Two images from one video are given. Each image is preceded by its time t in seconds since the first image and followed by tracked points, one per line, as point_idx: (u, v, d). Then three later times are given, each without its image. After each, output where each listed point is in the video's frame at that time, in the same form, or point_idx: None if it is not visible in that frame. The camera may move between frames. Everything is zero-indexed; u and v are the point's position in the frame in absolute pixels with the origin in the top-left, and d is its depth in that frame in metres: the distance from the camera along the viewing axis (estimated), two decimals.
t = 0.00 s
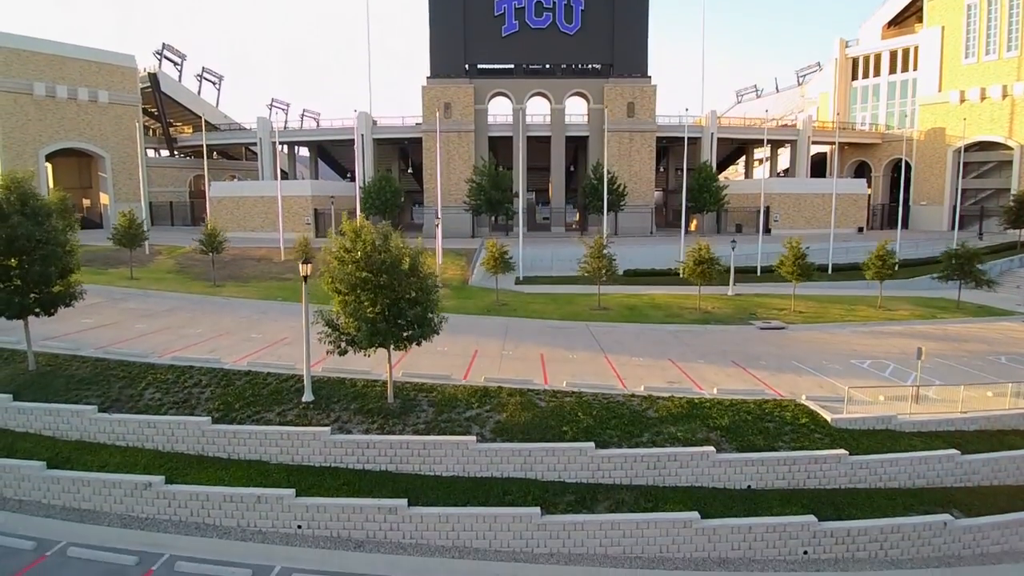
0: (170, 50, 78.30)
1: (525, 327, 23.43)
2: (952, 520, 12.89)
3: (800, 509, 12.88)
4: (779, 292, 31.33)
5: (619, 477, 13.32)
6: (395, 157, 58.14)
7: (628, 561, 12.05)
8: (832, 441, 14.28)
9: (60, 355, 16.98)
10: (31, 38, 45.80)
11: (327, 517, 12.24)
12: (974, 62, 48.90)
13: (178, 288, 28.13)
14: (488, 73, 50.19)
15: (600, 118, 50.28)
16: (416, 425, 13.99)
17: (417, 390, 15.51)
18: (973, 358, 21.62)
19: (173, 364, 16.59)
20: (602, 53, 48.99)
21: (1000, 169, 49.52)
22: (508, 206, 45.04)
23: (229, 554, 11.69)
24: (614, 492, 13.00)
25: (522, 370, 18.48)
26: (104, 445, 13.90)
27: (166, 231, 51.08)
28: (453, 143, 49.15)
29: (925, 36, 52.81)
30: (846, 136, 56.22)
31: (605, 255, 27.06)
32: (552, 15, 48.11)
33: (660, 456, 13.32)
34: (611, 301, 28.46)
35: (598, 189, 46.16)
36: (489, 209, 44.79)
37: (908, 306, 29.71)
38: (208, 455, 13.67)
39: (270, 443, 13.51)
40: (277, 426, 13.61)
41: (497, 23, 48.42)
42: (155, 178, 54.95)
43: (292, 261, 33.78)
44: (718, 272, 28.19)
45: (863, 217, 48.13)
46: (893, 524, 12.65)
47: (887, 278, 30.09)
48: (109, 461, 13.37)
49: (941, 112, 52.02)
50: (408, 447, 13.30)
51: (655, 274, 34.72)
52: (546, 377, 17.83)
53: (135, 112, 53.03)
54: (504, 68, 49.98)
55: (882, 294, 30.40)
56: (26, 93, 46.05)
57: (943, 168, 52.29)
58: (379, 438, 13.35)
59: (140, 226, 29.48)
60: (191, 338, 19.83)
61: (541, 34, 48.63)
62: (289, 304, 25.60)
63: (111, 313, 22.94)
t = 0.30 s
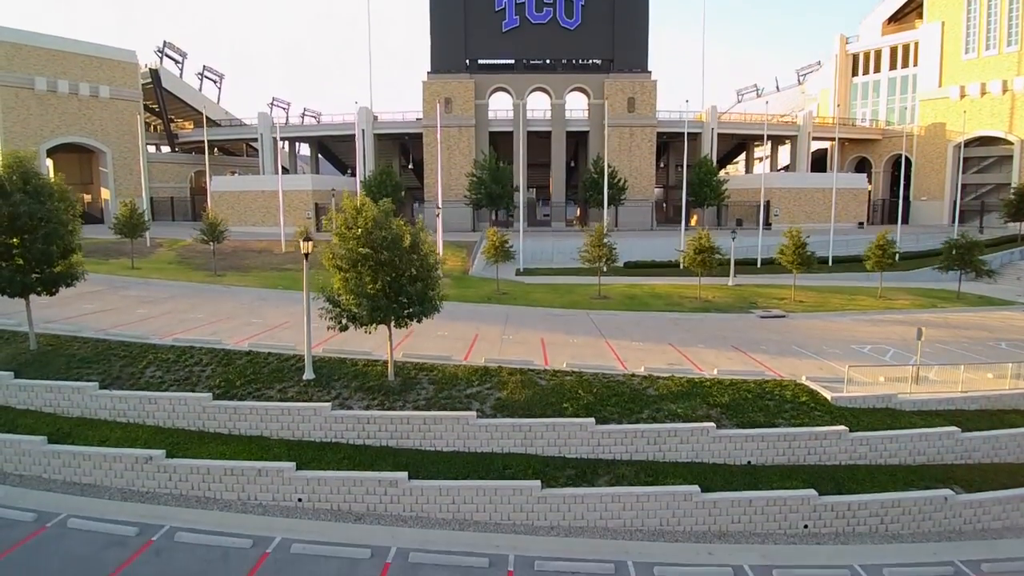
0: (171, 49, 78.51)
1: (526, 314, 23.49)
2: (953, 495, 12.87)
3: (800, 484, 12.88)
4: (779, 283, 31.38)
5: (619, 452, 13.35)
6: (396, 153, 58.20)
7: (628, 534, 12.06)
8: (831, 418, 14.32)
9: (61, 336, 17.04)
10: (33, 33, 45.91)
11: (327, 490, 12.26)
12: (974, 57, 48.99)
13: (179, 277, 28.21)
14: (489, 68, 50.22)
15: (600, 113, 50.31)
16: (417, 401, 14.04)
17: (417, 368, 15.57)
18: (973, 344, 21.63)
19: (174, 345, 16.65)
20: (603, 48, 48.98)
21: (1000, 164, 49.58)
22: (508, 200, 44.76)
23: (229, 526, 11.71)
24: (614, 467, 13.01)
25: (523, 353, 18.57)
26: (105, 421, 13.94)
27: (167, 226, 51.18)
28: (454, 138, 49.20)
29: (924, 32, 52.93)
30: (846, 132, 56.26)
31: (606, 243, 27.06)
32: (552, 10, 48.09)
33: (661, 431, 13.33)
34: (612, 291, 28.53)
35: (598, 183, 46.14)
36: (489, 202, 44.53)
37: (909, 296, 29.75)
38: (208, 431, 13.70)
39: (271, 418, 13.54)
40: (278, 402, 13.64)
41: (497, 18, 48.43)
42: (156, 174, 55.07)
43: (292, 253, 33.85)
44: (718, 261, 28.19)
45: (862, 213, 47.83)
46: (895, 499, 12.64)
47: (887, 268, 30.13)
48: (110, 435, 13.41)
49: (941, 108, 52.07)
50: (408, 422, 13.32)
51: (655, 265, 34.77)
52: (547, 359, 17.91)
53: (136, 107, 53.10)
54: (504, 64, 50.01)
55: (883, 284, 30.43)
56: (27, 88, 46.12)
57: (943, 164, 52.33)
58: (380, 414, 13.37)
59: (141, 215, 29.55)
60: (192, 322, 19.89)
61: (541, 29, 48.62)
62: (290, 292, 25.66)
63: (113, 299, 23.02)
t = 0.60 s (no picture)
0: (171, 46, 78.57)
1: (525, 301, 23.48)
2: (954, 471, 12.83)
3: (801, 459, 12.86)
4: (779, 274, 31.38)
5: (620, 429, 13.32)
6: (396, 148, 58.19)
7: (629, 507, 12.03)
8: (831, 395, 14.31)
9: (62, 317, 17.04)
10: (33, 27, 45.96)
11: (327, 464, 12.24)
12: (975, 52, 49.07)
13: (179, 266, 28.23)
14: (489, 63, 50.18)
15: (601, 108, 50.31)
16: (417, 378, 14.04)
17: (417, 347, 15.58)
18: (974, 329, 21.60)
19: (173, 326, 16.64)
20: (603, 42, 48.90)
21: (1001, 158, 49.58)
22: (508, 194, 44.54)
23: (229, 498, 11.69)
24: (614, 442, 12.99)
25: (522, 336, 18.60)
26: (105, 398, 13.92)
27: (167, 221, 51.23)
28: (454, 133, 49.16)
29: (925, 28, 53.03)
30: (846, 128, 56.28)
31: (606, 231, 27.01)
32: (553, 4, 47.99)
33: (661, 408, 13.30)
34: (612, 280, 28.53)
35: (598, 177, 46.07)
36: (489, 196, 44.26)
37: (909, 286, 29.76)
38: (208, 408, 13.67)
39: (271, 395, 13.52)
40: (278, 379, 13.63)
41: (498, 13, 48.36)
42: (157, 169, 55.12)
43: (292, 244, 33.87)
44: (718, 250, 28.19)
45: (863, 207, 47.93)
46: (896, 474, 12.60)
47: (888, 258, 30.13)
48: (109, 412, 13.40)
49: (941, 103, 52.07)
50: (408, 398, 13.30)
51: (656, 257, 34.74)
52: (547, 342, 17.94)
53: (137, 102, 53.15)
54: (505, 58, 49.97)
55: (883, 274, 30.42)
56: (28, 82, 46.12)
57: (943, 158, 52.32)
58: (380, 390, 13.35)
59: (141, 205, 29.55)
60: (192, 306, 19.89)
61: (541, 24, 48.54)
62: (290, 280, 25.67)
63: (113, 285, 23.02)
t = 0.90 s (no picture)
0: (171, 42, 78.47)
1: (526, 287, 23.43)
2: (957, 447, 12.75)
3: (803, 434, 12.80)
4: (780, 263, 31.31)
5: (621, 405, 13.24)
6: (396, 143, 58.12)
7: (630, 482, 11.96)
8: (832, 373, 14.27)
9: (60, 299, 16.95)
10: (33, 21, 45.84)
11: (326, 438, 12.16)
12: (975, 45, 48.96)
13: (179, 255, 28.17)
14: (489, 57, 50.12)
15: (601, 102, 50.24)
16: (417, 355, 13.97)
17: (417, 327, 15.50)
18: (976, 315, 21.53)
19: (172, 306, 16.58)
20: (603, 36, 48.85)
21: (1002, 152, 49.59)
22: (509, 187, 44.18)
23: (227, 472, 11.62)
24: (615, 418, 12.91)
25: (522, 318, 18.58)
26: (103, 375, 13.87)
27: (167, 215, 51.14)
28: (454, 126, 48.98)
29: (925, 22, 52.91)
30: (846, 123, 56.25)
31: (607, 219, 26.91)
32: None
33: (662, 384, 13.22)
34: (612, 269, 28.47)
35: (599, 170, 45.95)
36: (489, 189, 44.00)
37: (910, 275, 29.69)
38: (207, 384, 13.61)
39: (270, 371, 13.45)
40: (277, 355, 13.57)
41: (498, 7, 48.32)
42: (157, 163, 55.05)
43: (292, 235, 33.79)
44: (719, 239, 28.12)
45: (864, 201, 47.64)
46: (899, 450, 12.52)
47: (889, 247, 30.05)
48: (107, 388, 13.34)
49: (942, 97, 52.03)
50: (408, 374, 13.22)
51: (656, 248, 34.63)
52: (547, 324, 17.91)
53: (136, 96, 53.13)
54: (505, 52, 49.89)
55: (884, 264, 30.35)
56: (28, 76, 45.99)
57: (944, 152, 52.30)
58: (379, 366, 13.28)
59: (140, 194, 29.49)
60: (191, 291, 19.83)
61: (541, 17, 48.53)
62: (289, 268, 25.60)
63: (112, 272, 22.96)
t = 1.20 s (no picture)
0: (171, 38, 78.40)
1: (526, 274, 23.31)
2: (962, 423, 12.62)
3: (806, 410, 12.69)
4: (781, 253, 31.24)
5: (623, 381, 13.13)
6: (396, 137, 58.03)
7: (631, 456, 11.85)
8: (835, 350, 14.17)
9: (57, 280, 16.85)
10: (32, 13, 45.65)
11: (325, 413, 12.04)
12: (976, 39, 48.96)
13: (178, 243, 28.07)
14: (489, 50, 49.99)
15: (602, 95, 50.11)
16: (417, 332, 13.86)
17: (416, 306, 15.37)
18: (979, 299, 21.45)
19: (170, 287, 16.47)
20: (604, 29, 48.70)
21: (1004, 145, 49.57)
22: (509, 179, 43.92)
23: (225, 445, 11.51)
24: (616, 394, 12.80)
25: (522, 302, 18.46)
26: (100, 352, 13.77)
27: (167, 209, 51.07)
28: (454, 119, 48.85)
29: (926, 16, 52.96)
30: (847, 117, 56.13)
31: (608, 207, 26.80)
32: None
33: (664, 360, 13.10)
34: (613, 257, 28.41)
35: (599, 163, 45.74)
36: (489, 182, 43.72)
37: (912, 264, 29.63)
38: (205, 361, 13.49)
39: (269, 348, 13.34)
40: (276, 332, 13.46)
41: None
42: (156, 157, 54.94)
43: (292, 226, 33.66)
44: (720, 227, 28.02)
45: (865, 193, 47.58)
46: (904, 425, 12.39)
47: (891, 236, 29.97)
48: (105, 364, 13.24)
49: (942, 91, 51.90)
50: (408, 350, 13.10)
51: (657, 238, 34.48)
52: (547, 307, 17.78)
53: (135, 90, 52.96)
54: (505, 46, 49.75)
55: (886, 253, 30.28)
56: (27, 69, 45.82)
57: (945, 146, 52.22)
58: (378, 342, 13.17)
59: (139, 182, 29.39)
60: (190, 275, 19.74)
61: (542, 10, 48.38)
62: (289, 255, 25.50)
63: (111, 258, 22.85)
